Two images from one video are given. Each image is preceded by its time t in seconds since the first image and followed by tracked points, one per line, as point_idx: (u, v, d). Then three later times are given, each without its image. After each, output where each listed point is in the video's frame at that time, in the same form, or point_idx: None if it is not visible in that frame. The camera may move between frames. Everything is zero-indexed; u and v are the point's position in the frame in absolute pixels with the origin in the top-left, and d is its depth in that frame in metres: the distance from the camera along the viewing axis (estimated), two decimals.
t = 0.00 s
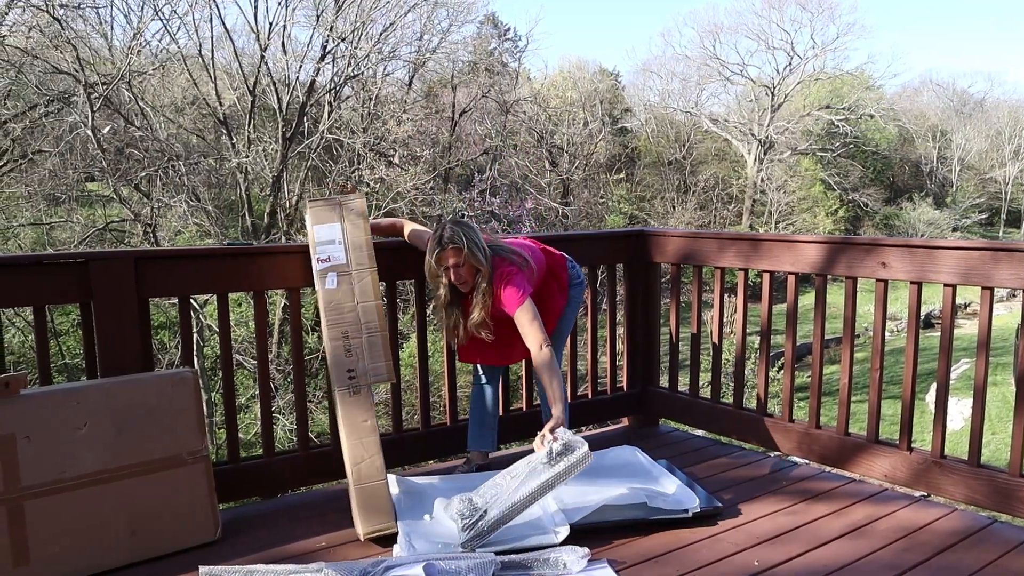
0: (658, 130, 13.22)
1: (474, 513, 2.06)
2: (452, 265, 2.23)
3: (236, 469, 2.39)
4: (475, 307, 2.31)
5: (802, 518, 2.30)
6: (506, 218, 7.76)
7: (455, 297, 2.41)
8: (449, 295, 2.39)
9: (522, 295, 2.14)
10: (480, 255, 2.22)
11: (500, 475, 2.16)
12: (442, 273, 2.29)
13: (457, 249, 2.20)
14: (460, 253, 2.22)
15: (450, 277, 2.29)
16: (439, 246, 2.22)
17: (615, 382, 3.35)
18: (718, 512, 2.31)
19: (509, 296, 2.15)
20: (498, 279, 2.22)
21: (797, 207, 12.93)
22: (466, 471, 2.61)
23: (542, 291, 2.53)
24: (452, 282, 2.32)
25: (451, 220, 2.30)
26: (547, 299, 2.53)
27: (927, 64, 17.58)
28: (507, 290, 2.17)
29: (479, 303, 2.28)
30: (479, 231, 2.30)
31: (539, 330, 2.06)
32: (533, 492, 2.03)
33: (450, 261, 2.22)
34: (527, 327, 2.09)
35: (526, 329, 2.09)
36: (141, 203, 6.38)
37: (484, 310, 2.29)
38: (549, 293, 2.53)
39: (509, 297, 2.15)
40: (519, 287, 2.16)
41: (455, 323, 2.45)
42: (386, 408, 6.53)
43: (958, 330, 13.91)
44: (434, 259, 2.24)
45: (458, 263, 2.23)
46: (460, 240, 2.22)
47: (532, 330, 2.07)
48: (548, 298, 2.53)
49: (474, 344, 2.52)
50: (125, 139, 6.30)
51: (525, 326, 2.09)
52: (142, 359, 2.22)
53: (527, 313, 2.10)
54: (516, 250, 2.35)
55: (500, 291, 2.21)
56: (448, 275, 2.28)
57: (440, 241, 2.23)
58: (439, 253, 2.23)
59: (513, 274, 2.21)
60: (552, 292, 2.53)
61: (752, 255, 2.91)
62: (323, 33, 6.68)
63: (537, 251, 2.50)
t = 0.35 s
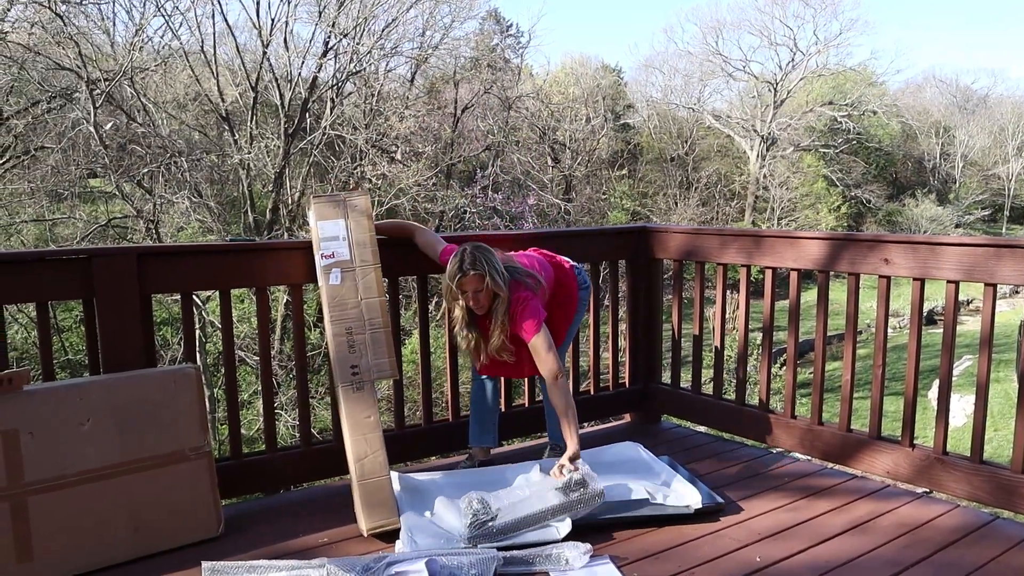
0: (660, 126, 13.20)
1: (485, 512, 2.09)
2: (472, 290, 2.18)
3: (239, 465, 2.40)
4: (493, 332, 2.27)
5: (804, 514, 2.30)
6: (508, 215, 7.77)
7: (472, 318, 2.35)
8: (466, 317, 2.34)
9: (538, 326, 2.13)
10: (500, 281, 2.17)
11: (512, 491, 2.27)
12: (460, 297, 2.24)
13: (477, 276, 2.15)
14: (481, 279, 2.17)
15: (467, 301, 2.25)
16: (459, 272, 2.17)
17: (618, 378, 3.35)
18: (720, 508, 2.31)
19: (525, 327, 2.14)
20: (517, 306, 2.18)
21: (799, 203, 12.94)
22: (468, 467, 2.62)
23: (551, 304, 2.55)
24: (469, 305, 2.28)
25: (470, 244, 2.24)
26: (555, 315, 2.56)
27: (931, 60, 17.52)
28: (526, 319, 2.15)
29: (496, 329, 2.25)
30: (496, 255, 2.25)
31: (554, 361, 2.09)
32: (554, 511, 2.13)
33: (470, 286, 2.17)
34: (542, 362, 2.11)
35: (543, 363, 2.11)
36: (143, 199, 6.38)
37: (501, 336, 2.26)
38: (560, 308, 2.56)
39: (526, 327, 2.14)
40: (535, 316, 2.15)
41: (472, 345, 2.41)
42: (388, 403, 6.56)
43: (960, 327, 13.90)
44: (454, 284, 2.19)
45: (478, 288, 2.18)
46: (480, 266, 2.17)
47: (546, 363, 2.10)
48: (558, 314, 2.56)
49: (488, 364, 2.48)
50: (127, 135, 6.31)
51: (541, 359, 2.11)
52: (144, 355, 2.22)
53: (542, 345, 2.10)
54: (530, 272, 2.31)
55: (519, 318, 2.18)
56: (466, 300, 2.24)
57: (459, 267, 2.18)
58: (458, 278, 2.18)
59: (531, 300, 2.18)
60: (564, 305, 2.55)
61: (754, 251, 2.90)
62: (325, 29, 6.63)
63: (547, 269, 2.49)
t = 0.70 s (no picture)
0: (662, 124, 13.16)
1: (488, 511, 2.12)
2: (476, 288, 2.16)
3: (241, 464, 2.40)
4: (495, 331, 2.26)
5: (806, 513, 2.29)
6: (509, 214, 7.78)
7: (474, 316, 2.33)
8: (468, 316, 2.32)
9: (542, 328, 2.14)
10: (504, 279, 2.16)
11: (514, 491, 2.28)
12: (462, 294, 2.22)
13: (480, 272, 2.13)
14: (486, 277, 2.15)
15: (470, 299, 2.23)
16: (462, 269, 2.15)
17: (619, 378, 3.34)
18: (722, 507, 2.30)
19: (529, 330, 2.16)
20: (521, 305, 2.18)
21: (801, 201, 12.96)
22: (470, 466, 2.62)
23: (552, 303, 2.55)
24: (473, 303, 2.25)
25: (476, 242, 2.22)
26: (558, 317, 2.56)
27: (933, 58, 17.49)
28: (531, 319, 2.15)
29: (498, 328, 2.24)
30: (501, 253, 2.23)
31: (556, 365, 2.13)
32: (555, 515, 2.15)
33: (475, 284, 2.15)
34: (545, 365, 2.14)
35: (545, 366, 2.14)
36: (145, 198, 6.38)
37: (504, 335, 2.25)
38: (562, 308, 2.56)
39: (529, 328, 2.16)
40: (540, 317, 2.16)
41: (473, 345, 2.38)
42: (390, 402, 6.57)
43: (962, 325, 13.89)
44: (458, 281, 2.16)
45: (481, 286, 2.16)
46: (486, 263, 2.15)
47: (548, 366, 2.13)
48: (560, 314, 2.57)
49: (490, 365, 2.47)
50: (129, 134, 6.30)
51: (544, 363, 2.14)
52: (146, 354, 2.22)
53: (547, 347, 2.12)
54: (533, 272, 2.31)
55: (523, 319, 2.17)
56: (469, 297, 2.22)
57: (463, 262, 2.16)
58: (461, 275, 2.16)
59: (534, 300, 2.18)
60: (566, 304, 2.56)
61: (756, 250, 2.90)
62: (327, 28, 6.64)
63: (550, 270, 2.48)
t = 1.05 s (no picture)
0: (664, 124, 13.14)
1: (489, 511, 2.12)
2: (466, 198, 2.28)
3: (243, 464, 2.40)
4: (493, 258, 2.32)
5: (808, 513, 2.29)
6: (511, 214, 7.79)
7: (474, 242, 2.40)
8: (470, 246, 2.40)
9: (536, 247, 2.20)
10: (500, 196, 2.26)
11: (515, 491, 2.29)
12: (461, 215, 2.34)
13: (473, 188, 2.24)
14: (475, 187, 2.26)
15: (469, 221, 2.33)
16: (460, 185, 2.28)
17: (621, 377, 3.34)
18: (723, 507, 2.30)
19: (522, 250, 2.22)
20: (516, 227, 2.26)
21: (803, 201, 13.01)
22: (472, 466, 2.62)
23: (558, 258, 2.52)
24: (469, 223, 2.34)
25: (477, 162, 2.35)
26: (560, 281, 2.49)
27: (935, 58, 17.48)
28: (525, 240, 2.21)
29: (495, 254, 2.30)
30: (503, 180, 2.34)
31: (547, 286, 2.22)
32: (555, 515, 2.14)
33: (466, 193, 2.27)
34: (538, 282, 2.22)
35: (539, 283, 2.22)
36: (147, 198, 6.39)
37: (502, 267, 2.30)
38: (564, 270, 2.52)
39: (529, 255, 2.20)
40: (536, 240, 2.20)
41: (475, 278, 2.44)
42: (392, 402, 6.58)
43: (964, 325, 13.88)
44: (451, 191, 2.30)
45: (473, 202, 2.27)
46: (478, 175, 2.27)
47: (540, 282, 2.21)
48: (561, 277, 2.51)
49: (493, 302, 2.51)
50: (131, 134, 6.30)
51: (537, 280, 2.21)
52: (148, 354, 2.23)
53: (542, 266, 2.20)
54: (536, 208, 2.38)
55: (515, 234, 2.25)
56: (467, 219, 2.32)
57: (459, 180, 2.28)
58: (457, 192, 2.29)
59: (530, 221, 2.26)
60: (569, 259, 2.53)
61: (757, 250, 2.90)
62: (328, 28, 6.68)
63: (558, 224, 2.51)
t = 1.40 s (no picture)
0: (665, 123, 13.13)
1: (490, 510, 2.12)
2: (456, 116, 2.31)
3: (243, 464, 2.41)
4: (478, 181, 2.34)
5: (808, 513, 2.29)
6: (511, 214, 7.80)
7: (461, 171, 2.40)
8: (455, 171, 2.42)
9: (522, 167, 2.26)
10: (490, 117, 2.30)
11: (515, 490, 2.29)
12: (449, 134, 2.38)
13: (463, 105, 2.28)
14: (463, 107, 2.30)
15: (457, 142, 2.36)
16: (448, 103, 2.31)
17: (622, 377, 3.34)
18: (724, 507, 2.30)
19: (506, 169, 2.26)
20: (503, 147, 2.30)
21: (804, 201, 12.99)
22: (472, 466, 2.62)
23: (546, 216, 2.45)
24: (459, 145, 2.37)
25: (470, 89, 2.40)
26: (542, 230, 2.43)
27: (936, 58, 17.47)
28: (513, 156, 2.27)
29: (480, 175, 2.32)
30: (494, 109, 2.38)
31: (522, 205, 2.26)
32: (556, 515, 2.14)
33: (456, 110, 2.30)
34: (517, 203, 2.26)
35: (518, 204, 2.26)
36: (148, 198, 6.40)
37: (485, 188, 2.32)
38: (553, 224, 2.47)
39: (514, 168, 2.26)
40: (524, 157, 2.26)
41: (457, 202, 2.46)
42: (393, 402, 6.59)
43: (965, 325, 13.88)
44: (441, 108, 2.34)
45: (462, 120, 2.31)
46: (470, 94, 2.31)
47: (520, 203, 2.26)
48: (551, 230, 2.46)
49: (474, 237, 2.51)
50: (132, 134, 6.30)
51: (517, 201, 2.26)
52: (149, 354, 2.23)
53: (524, 186, 2.26)
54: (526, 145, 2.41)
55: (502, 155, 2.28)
56: (455, 138, 2.36)
57: (447, 98, 2.31)
58: (446, 109, 2.33)
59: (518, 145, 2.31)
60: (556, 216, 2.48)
61: (758, 250, 2.89)
62: (329, 28, 6.70)
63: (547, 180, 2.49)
